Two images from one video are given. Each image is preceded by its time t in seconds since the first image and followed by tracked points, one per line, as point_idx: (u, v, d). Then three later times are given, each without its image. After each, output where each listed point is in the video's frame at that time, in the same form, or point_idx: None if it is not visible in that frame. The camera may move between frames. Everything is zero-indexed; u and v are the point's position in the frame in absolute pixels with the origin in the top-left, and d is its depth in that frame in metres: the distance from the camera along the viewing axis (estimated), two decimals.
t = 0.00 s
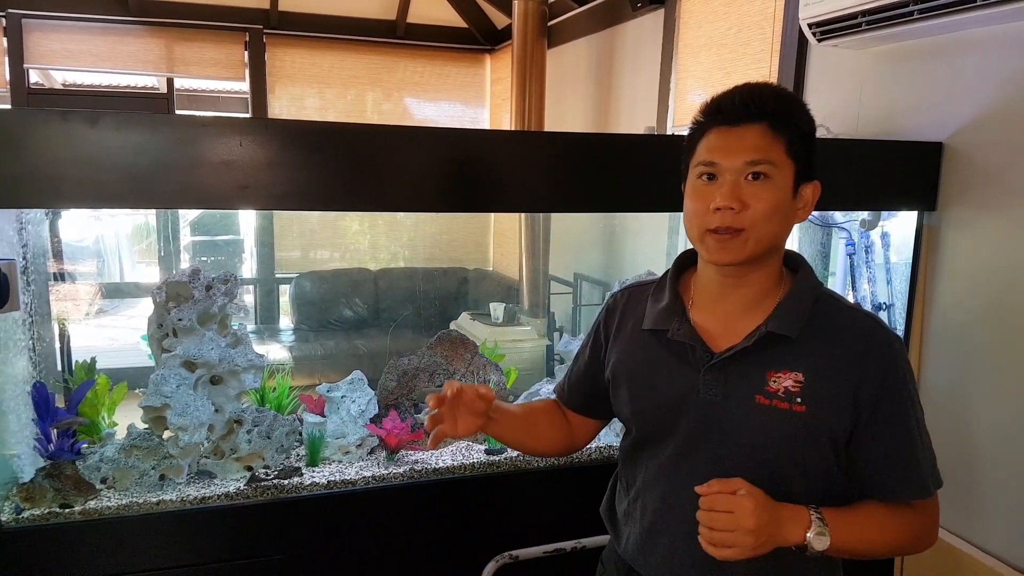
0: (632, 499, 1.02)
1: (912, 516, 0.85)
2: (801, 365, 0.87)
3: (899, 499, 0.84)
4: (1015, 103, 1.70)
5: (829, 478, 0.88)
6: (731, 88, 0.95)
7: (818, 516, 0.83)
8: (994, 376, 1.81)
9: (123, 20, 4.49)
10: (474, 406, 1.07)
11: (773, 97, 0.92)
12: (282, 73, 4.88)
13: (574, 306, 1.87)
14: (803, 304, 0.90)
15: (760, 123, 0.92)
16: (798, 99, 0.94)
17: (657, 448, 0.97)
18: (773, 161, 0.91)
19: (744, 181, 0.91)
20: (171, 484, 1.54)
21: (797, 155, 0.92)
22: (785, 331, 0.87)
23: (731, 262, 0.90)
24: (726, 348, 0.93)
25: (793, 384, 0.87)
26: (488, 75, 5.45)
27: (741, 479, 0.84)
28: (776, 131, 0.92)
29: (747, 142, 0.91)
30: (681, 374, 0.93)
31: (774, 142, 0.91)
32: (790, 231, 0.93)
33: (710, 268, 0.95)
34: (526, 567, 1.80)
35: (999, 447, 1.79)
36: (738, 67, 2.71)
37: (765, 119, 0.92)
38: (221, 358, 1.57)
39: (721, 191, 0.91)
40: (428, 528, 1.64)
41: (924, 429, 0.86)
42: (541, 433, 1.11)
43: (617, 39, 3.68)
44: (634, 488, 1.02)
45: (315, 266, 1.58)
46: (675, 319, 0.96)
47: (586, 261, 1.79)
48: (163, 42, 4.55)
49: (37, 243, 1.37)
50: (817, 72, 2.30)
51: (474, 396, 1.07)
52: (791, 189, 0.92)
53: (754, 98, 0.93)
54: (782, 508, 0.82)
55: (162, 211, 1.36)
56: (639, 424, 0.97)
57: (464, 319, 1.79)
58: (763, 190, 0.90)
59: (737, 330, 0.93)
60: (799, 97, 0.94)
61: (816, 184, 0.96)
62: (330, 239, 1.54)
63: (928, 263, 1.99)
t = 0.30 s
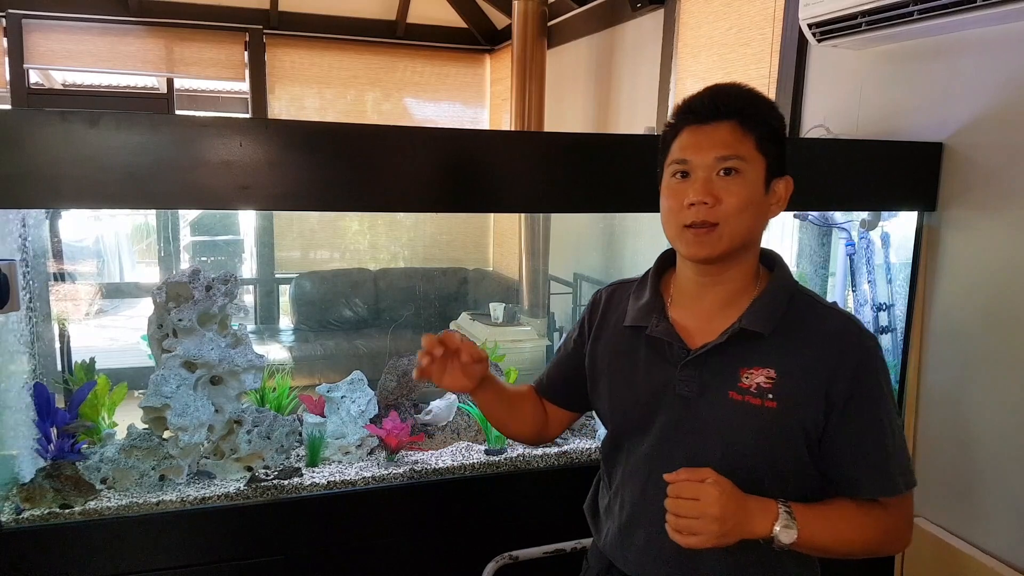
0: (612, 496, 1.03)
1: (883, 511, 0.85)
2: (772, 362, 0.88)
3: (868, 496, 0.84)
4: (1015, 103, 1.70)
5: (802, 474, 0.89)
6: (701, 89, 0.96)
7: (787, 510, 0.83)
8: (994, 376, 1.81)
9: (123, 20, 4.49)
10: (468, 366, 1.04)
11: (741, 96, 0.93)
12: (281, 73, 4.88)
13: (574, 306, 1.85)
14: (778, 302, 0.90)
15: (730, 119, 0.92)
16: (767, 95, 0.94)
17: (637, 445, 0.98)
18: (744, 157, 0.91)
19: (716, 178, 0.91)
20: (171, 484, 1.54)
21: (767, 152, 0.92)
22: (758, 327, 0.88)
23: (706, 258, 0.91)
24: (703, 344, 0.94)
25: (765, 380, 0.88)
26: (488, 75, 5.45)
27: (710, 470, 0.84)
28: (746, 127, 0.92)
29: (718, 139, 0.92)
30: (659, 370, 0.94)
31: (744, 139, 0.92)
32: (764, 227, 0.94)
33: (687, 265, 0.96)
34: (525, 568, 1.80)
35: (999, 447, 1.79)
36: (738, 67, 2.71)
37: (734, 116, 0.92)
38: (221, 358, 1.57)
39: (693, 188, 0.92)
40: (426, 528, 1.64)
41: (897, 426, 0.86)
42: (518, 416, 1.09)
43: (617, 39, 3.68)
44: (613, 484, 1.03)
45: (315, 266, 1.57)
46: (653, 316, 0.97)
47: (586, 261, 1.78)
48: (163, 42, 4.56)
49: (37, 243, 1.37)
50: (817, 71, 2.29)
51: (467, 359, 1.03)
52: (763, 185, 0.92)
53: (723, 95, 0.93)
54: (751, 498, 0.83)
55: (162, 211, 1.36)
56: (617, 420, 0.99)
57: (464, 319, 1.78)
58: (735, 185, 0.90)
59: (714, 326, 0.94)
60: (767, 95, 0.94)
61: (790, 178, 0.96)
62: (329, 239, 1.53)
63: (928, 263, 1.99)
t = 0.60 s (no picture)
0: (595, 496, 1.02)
1: (862, 504, 0.86)
2: (751, 358, 0.89)
3: (846, 489, 0.86)
4: (1015, 103, 1.70)
5: (783, 468, 0.90)
6: (666, 94, 0.96)
7: (768, 506, 0.84)
8: (994, 376, 1.81)
9: (123, 20, 4.49)
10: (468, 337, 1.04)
11: (706, 99, 0.93)
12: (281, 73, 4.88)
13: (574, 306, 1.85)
14: (755, 300, 0.91)
15: (697, 123, 0.93)
16: (731, 96, 0.95)
17: (621, 445, 0.97)
18: (712, 160, 0.91)
19: (687, 182, 0.92)
20: (172, 484, 1.54)
21: (736, 152, 0.93)
22: (735, 326, 0.89)
23: (681, 261, 0.91)
24: (681, 344, 0.94)
25: (745, 377, 0.88)
26: (488, 75, 5.45)
27: (693, 468, 0.85)
28: (713, 130, 0.92)
29: (686, 144, 0.92)
30: (639, 372, 0.94)
31: (712, 141, 0.92)
32: (736, 227, 0.94)
33: (663, 268, 0.96)
34: (524, 568, 1.80)
35: (999, 446, 1.79)
36: (738, 67, 2.71)
37: (701, 119, 0.93)
38: (221, 358, 1.58)
39: (665, 193, 0.92)
40: (426, 528, 1.64)
41: (874, 419, 0.88)
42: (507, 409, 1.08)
43: (617, 39, 3.68)
44: (596, 485, 1.03)
45: (314, 266, 1.57)
46: (632, 318, 0.97)
47: (585, 261, 1.78)
48: (163, 42, 4.56)
49: (38, 243, 1.36)
50: (817, 71, 2.29)
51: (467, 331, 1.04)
52: (734, 186, 0.93)
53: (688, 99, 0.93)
54: (732, 496, 0.83)
55: (162, 211, 1.36)
56: (600, 421, 0.98)
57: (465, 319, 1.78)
58: (705, 188, 0.91)
59: (691, 327, 0.94)
60: (733, 96, 0.94)
61: (760, 177, 0.96)
62: (329, 239, 1.53)
63: (929, 263, 1.99)
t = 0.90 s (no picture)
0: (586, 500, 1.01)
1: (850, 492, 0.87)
2: (732, 355, 0.89)
3: (834, 477, 0.86)
4: (1016, 103, 1.70)
5: (772, 461, 0.90)
6: (638, 95, 0.97)
7: (759, 499, 0.85)
8: (994, 376, 1.81)
9: (124, 21, 4.50)
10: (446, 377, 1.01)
11: (677, 98, 0.94)
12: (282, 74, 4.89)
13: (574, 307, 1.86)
14: (732, 296, 0.92)
15: (669, 123, 0.94)
16: (701, 97, 0.96)
17: (609, 447, 0.97)
18: (687, 159, 0.92)
19: (662, 180, 0.92)
20: (172, 485, 1.54)
21: (708, 151, 0.93)
22: (714, 322, 0.89)
23: (659, 259, 0.91)
24: (661, 343, 0.94)
25: (727, 373, 0.89)
26: (488, 76, 5.45)
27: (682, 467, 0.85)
28: (686, 129, 0.93)
29: (660, 143, 0.93)
30: (622, 373, 0.94)
31: (686, 140, 0.93)
32: (711, 225, 0.95)
33: (641, 268, 0.96)
34: (525, 569, 1.80)
35: (1000, 447, 1.80)
36: (738, 67, 2.71)
37: (674, 119, 0.94)
38: (222, 359, 1.58)
39: (640, 191, 0.92)
40: (426, 528, 1.64)
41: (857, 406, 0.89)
42: (502, 432, 1.07)
43: (618, 40, 3.68)
44: (586, 489, 1.02)
45: (315, 266, 1.57)
46: (611, 320, 0.96)
47: (587, 262, 1.76)
48: (164, 43, 4.56)
49: (38, 243, 1.36)
50: (816, 72, 2.30)
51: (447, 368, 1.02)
52: (707, 184, 0.93)
53: (661, 100, 0.94)
54: (723, 493, 0.84)
55: (163, 213, 1.37)
56: (587, 425, 0.98)
57: (465, 320, 1.79)
58: (680, 186, 0.91)
59: (670, 327, 0.94)
60: (704, 96, 0.96)
61: (733, 176, 0.97)
62: (330, 240, 1.53)
63: (929, 265, 1.99)
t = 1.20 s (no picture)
0: (580, 508, 1.00)
1: (841, 479, 0.91)
2: (728, 350, 0.91)
3: (830, 465, 0.90)
4: (1016, 104, 1.71)
5: (768, 457, 0.92)
6: (623, 95, 0.97)
7: (762, 492, 0.87)
8: (994, 376, 1.81)
9: (125, 22, 4.50)
10: (418, 417, 1.00)
11: (662, 98, 0.94)
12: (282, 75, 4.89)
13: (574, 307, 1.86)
14: (722, 293, 0.93)
15: (655, 123, 0.94)
16: (684, 97, 0.97)
17: (603, 453, 0.96)
18: (673, 158, 0.93)
19: (650, 180, 0.92)
20: (173, 485, 1.54)
21: (693, 151, 0.94)
22: (709, 317, 0.91)
23: (649, 257, 0.91)
24: (653, 342, 0.95)
25: (724, 368, 0.90)
26: (489, 76, 5.45)
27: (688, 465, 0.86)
28: (671, 130, 0.94)
29: (646, 143, 0.93)
30: (617, 374, 0.93)
31: (671, 140, 0.93)
32: (697, 224, 0.96)
33: (630, 268, 0.96)
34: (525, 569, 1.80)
35: (1000, 447, 1.80)
36: (738, 68, 2.72)
37: (660, 120, 0.94)
38: (223, 359, 1.58)
39: (629, 191, 0.92)
40: (427, 528, 1.64)
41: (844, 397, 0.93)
42: (487, 452, 1.06)
43: (618, 41, 3.68)
44: (581, 495, 1.01)
45: (315, 267, 1.57)
46: (603, 321, 0.96)
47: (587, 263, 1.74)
48: (165, 45, 4.56)
49: (39, 245, 1.37)
50: (816, 73, 2.30)
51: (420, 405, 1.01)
52: (693, 183, 0.94)
53: (645, 101, 0.95)
54: (728, 487, 0.85)
55: (164, 214, 1.37)
56: (584, 428, 0.96)
57: (465, 321, 1.79)
58: (667, 185, 0.92)
59: (661, 326, 0.95)
60: (687, 97, 0.96)
61: (716, 175, 0.98)
62: (330, 240, 1.54)
63: (929, 266, 1.99)
